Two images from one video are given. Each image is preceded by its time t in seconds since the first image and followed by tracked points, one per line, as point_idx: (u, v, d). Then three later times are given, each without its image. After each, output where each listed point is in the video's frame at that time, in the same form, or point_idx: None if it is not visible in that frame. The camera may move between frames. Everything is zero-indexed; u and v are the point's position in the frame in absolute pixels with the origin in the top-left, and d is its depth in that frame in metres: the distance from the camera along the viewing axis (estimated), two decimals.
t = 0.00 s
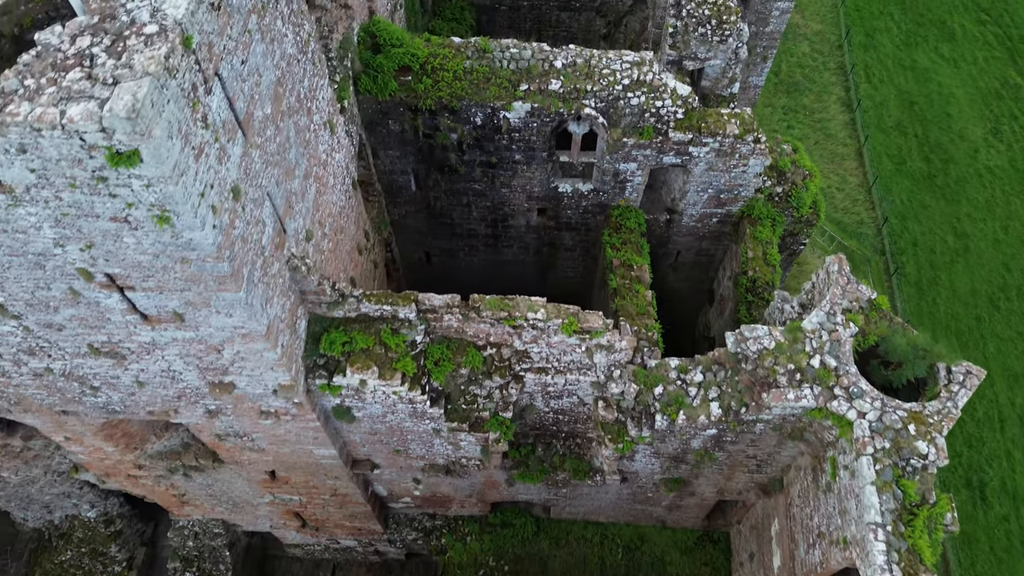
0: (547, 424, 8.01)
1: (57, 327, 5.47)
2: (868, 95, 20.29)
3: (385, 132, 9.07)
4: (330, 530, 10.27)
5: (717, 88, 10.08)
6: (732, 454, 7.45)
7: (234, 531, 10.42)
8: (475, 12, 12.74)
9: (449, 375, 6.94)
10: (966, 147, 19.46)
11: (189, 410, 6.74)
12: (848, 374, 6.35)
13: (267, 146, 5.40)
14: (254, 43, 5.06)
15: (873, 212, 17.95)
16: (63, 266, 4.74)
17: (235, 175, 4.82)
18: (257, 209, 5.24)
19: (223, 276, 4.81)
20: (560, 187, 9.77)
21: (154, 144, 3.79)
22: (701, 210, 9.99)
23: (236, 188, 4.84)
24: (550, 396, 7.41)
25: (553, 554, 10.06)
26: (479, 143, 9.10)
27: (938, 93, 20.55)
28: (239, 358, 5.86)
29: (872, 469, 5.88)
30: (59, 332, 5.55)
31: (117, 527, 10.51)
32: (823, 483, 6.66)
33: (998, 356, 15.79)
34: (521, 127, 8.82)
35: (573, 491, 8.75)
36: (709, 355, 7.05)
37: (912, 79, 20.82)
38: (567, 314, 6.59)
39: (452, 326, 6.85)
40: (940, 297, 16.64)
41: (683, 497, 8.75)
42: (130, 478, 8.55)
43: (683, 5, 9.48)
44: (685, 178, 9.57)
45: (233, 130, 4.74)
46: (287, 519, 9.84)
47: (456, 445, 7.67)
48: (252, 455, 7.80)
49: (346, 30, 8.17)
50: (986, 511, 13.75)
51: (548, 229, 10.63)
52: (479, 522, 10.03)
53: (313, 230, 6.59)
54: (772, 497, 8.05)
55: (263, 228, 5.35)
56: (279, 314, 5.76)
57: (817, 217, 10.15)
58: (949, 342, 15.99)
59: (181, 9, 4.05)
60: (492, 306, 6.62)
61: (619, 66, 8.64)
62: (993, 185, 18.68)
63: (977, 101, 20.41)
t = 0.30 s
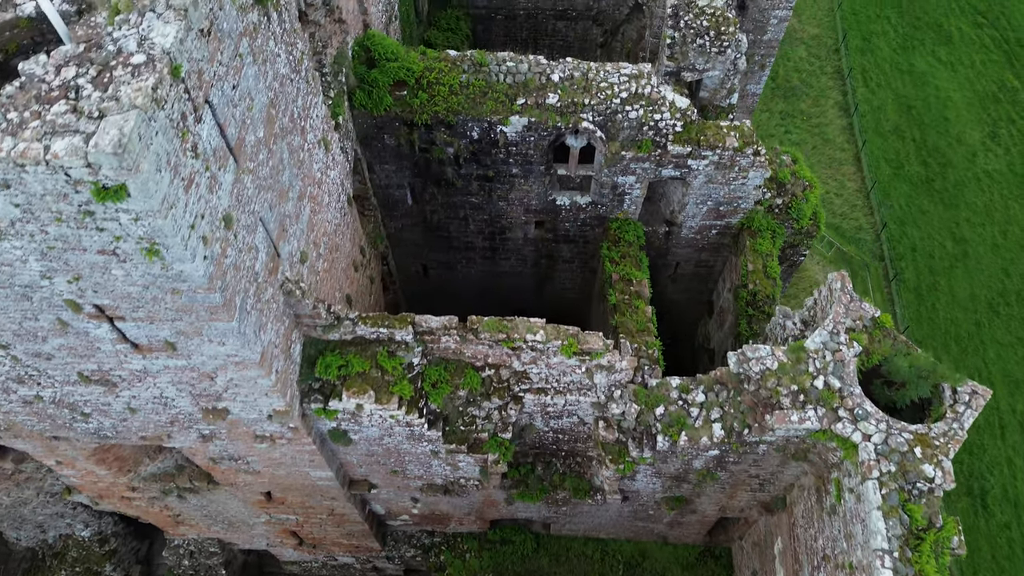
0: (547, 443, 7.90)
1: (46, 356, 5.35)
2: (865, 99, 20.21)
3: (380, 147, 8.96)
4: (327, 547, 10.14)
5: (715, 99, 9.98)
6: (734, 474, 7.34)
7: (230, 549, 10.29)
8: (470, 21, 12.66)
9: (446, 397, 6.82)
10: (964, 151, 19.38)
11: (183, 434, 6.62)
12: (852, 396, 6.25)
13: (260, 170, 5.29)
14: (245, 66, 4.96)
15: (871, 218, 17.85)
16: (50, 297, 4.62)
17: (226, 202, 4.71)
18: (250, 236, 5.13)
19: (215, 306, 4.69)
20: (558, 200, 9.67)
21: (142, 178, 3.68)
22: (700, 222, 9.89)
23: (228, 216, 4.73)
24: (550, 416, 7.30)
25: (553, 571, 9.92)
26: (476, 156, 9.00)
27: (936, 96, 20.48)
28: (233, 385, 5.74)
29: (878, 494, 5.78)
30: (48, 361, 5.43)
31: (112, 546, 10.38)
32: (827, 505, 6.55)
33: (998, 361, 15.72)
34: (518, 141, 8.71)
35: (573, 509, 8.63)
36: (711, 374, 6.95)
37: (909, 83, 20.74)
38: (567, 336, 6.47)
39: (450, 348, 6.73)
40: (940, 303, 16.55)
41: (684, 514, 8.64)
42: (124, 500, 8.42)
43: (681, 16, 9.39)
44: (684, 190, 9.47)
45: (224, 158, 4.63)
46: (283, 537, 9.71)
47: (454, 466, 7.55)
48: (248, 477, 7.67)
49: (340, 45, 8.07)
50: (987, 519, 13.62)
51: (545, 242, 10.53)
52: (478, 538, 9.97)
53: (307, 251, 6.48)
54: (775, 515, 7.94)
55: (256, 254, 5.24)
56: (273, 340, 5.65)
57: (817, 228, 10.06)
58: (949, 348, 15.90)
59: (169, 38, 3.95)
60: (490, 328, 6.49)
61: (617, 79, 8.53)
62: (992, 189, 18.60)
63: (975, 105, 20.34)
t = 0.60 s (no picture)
0: (547, 461, 7.79)
1: (36, 384, 5.24)
2: (863, 103, 20.14)
3: (376, 160, 8.86)
4: (325, 564, 10.01)
5: (715, 108, 9.86)
6: (737, 492, 7.24)
7: (227, 566, 10.16)
8: (467, 30, 12.58)
9: (445, 418, 6.72)
10: (962, 155, 19.30)
11: (177, 458, 6.50)
12: (857, 416, 6.16)
13: (253, 193, 5.19)
14: (238, 89, 4.86)
15: (870, 223, 17.76)
16: (39, 328, 4.52)
17: (219, 229, 4.61)
18: (244, 261, 5.03)
19: (207, 335, 4.58)
20: (556, 212, 9.57)
21: (131, 212, 3.58)
22: (700, 234, 9.81)
23: (220, 243, 4.62)
24: (549, 435, 7.20)
25: None
26: (473, 170, 8.91)
27: (933, 100, 20.40)
28: (227, 411, 5.63)
29: (884, 517, 5.70)
30: (38, 388, 5.32)
31: (107, 564, 10.24)
32: (832, 525, 6.45)
33: (999, 367, 15.62)
34: (515, 154, 8.62)
35: (574, 526, 8.51)
36: (713, 393, 6.85)
37: (907, 86, 20.67)
38: (566, 356, 6.36)
39: (448, 368, 6.62)
40: (939, 308, 16.45)
41: (686, 530, 8.53)
42: (118, 520, 8.29)
43: (679, 26, 9.29)
44: (683, 202, 9.39)
45: (216, 184, 4.53)
46: (280, 555, 9.58)
47: (453, 486, 7.44)
48: (243, 498, 7.55)
49: (334, 59, 7.97)
50: (989, 526, 13.45)
51: (544, 254, 10.43)
52: (478, 554, 9.91)
53: (302, 272, 6.37)
54: (778, 532, 7.83)
55: (250, 279, 5.14)
56: (268, 365, 5.54)
57: (817, 238, 9.96)
58: (949, 353, 15.79)
59: (158, 65, 3.85)
60: (489, 348, 6.39)
61: (615, 91, 8.43)
62: (990, 193, 18.52)
63: (973, 108, 20.26)
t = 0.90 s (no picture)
0: (547, 478, 7.69)
1: (26, 411, 5.13)
2: (861, 107, 20.06)
3: (373, 173, 8.77)
4: None
5: (713, 117, 9.74)
6: (739, 509, 7.14)
7: None
8: (463, 38, 12.48)
9: (443, 438, 6.61)
10: (960, 158, 19.23)
11: (171, 480, 6.40)
12: (861, 435, 6.08)
13: (247, 215, 5.09)
14: (230, 111, 4.77)
15: (869, 227, 17.67)
16: (27, 357, 4.41)
17: (211, 255, 4.51)
18: (237, 285, 4.93)
19: (200, 363, 4.48)
20: (554, 223, 9.48)
21: (119, 245, 3.48)
22: (700, 244, 9.73)
23: (213, 268, 4.53)
24: (549, 453, 7.09)
25: None
26: (470, 182, 8.84)
27: (931, 103, 20.34)
28: (221, 435, 5.53)
29: (890, 538, 5.62)
30: (28, 415, 5.21)
31: None
32: (837, 544, 6.36)
33: (1000, 371, 15.54)
34: (513, 166, 8.54)
35: (574, 541, 8.41)
36: (714, 410, 6.76)
37: (904, 89, 20.60)
38: (566, 375, 6.25)
39: (446, 387, 6.51)
40: (939, 312, 16.37)
41: (687, 545, 8.44)
42: (112, 540, 8.18)
43: (677, 36, 9.23)
44: (683, 213, 9.31)
45: (208, 209, 4.43)
46: (278, 571, 9.46)
47: (452, 504, 7.33)
48: (239, 518, 7.44)
49: (329, 72, 7.88)
50: (990, 532, 13.30)
51: (542, 264, 10.34)
52: (478, 569, 9.76)
53: (297, 292, 6.26)
54: (781, 548, 7.74)
55: (244, 303, 5.04)
56: (263, 389, 5.44)
57: (817, 248, 9.89)
58: (949, 358, 15.71)
59: (147, 91, 3.75)
60: (487, 368, 6.27)
61: (612, 102, 8.33)
62: (989, 197, 18.45)
63: (971, 111, 20.19)
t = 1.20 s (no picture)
0: (547, 493, 7.60)
1: (16, 436, 5.04)
2: (858, 109, 20.00)
3: (369, 185, 8.68)
4: None
5: (712, 125, 9.64)
6: (741, 524, 7.05)
7: None
8: (459, 45, 12.39)
9: (442, 456, 6.51)
10: (958, 160, 19.17)
11: (165, 501, 6.30)
12: (865, 452, 6.00)
13: (240, 236, 5.00)
14: (222, 130, 4.69)
15: (867, 231, 17.59)
16: (15, 384, 4.32)
17: (203, 278, 4.42)
18: (230, 307, 4.84)
19: (193, 389, 4.39)
20: (552, 233, 9.40)
21: (108, 274, 3.39)
22: (699, 253, 9.65)
23: (205, 291, 4.44)
24: (549, 469, 7.00)
25: None
26: (467, 193, 8.76)
27: (928, 105, 20.28)
28: (215, 457, 5.43)
29: (895, 558, 5.54)
30: (18, 439, 5.11)
31: None
32: (840, 561, 6.27)
33: (999, 375, 15.47)
34: (510, 177, 8.46)
35: (574, 556, 8.31)
36: (716, 425, 6.68)
37: (902, 91, 20.55)
38: (566, 393, 6.17)
39: (444, 405, 6.42)
40: (938, 316, 16.30)
41: (688, 559, 8.34)
42: (106, 558, 8.06)
43: (675, 44, 9.16)
44: (682, 222, 9.24)
45: (200, 232, 4.35)
46: None
47: (450, 521, 7.23)
48: (235, 536, 7.34)
49: (324, 83, 7.80)
50: (991, 538, 13.15)
51: (540, 274, 10.25)
52: None
53: (292, 309, 6.17)
54: (783, 562, 7.64)
55: (237, 324, 4.95)
56: (257, 411, 5.34)
57: (817, 256, 9.81)
58: (949, 363, 15.64)
59: (135, 116, 3.67)
60: (486, 386, 6.17)
61: (611, 112, 8.26)
62: (987, 199, 18.38)
63: (968, 113, 20.13)
